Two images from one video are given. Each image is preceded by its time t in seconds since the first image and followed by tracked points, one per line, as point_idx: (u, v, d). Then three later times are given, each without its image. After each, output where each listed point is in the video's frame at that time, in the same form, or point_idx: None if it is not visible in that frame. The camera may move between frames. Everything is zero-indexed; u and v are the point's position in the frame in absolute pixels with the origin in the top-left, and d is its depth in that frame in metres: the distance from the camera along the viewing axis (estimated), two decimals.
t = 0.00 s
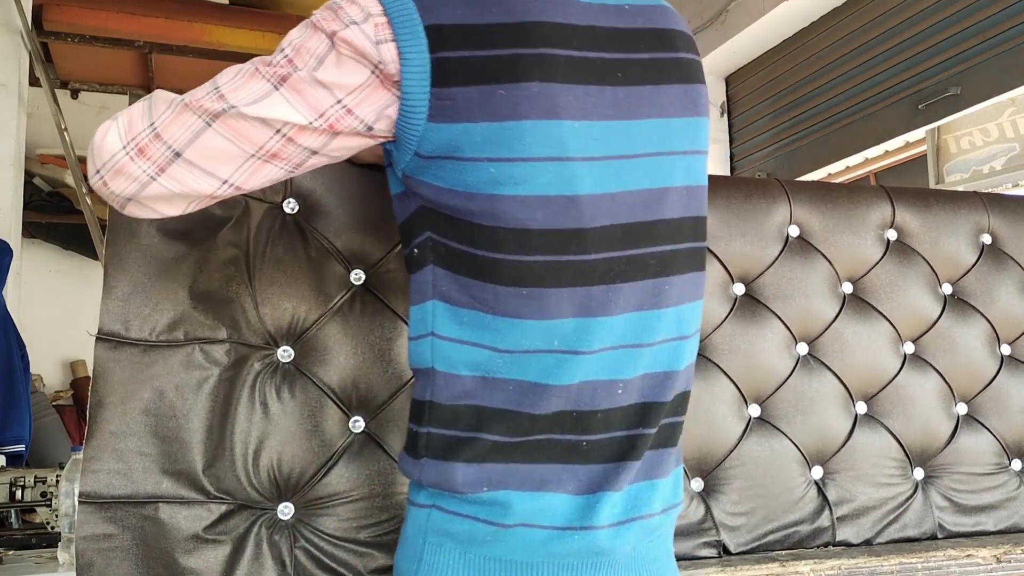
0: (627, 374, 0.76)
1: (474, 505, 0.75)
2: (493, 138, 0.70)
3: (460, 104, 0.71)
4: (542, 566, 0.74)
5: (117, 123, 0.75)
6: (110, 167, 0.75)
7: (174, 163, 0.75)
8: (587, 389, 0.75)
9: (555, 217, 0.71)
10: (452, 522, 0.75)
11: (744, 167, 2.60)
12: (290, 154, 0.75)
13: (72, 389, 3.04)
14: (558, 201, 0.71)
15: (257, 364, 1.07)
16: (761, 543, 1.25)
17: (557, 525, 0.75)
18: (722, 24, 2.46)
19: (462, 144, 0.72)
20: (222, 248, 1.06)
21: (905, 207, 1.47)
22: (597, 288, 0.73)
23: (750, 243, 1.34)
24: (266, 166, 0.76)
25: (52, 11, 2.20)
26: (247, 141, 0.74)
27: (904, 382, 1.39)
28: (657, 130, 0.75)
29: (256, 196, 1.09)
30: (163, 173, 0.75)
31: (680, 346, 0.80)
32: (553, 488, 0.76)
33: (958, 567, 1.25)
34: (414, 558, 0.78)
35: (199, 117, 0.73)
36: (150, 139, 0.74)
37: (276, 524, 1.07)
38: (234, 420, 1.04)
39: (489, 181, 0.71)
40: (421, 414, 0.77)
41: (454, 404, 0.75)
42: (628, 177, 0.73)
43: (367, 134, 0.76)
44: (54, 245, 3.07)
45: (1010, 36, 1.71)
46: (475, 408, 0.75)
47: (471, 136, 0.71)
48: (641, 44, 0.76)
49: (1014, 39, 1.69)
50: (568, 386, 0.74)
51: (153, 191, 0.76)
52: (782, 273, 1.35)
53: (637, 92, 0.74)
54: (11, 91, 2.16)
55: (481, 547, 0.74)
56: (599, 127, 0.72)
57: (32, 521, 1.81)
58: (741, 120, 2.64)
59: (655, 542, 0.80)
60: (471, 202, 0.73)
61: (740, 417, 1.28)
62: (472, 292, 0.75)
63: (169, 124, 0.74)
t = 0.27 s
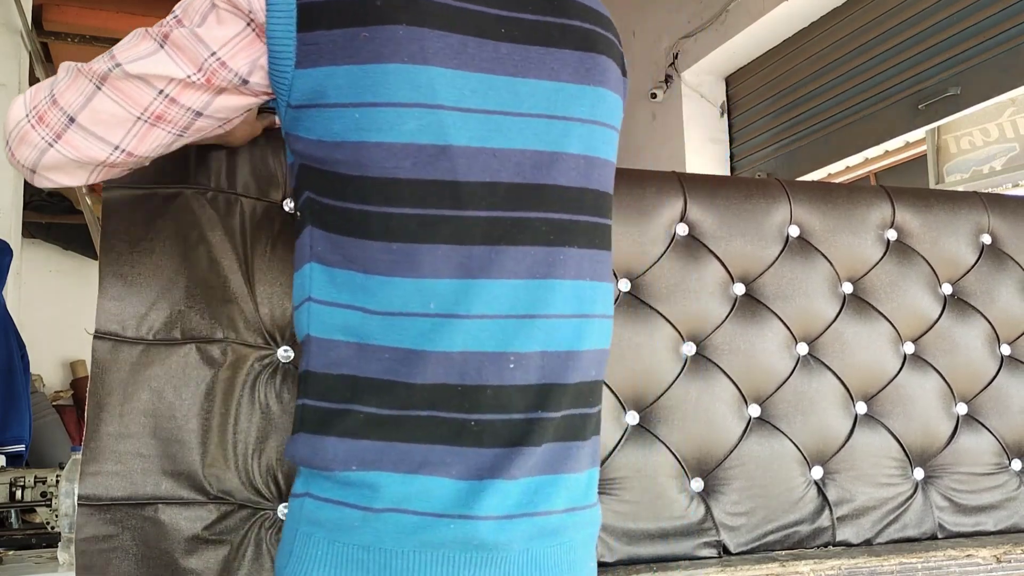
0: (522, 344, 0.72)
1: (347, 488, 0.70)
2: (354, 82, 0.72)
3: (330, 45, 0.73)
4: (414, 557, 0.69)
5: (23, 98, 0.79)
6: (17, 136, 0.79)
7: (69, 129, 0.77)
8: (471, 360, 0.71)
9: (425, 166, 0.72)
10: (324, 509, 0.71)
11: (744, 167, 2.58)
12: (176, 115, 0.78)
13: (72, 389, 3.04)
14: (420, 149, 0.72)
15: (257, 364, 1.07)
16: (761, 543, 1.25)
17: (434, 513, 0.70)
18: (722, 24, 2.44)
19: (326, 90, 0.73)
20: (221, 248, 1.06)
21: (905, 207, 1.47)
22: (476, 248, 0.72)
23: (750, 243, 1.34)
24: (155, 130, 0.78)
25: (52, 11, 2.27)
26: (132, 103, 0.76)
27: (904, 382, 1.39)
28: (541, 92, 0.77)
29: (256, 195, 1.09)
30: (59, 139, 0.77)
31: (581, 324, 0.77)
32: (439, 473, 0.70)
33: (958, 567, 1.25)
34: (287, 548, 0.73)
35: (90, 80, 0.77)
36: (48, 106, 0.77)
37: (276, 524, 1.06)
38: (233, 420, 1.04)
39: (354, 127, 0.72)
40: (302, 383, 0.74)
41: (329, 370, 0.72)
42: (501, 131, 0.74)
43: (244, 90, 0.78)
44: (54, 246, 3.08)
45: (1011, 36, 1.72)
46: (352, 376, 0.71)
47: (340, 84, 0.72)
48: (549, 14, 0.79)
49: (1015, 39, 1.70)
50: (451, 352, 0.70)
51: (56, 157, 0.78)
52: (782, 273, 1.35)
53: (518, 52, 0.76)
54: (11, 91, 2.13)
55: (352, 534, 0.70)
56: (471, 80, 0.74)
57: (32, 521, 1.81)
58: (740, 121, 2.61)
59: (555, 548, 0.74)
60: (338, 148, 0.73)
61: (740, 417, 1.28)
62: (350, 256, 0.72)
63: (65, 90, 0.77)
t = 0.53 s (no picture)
0: (469, 341, 0.67)
1: (300, 485, 0.65)
2: (288, 72, 0.68)
3: (265, 36, 0.69)
4: (374, 556, 0.64)
5: None
6: None
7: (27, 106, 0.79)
8: (416, 356, 0.66)
9: (360, 158, 0.67)
10: (280, 507, 0.65)
11: (744, 167, 2.58)
12: (126, 99, 0.77)
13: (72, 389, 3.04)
14: (357, 140, 0.67)
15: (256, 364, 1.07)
16: (761, 544, 1.25)
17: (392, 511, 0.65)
18: (722, 24, 2.44)
19: (261, 80, 0.69)
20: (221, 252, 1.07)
21: (910, 206, 1.47)
22: (417, 240, 0.67)
23: (754, 242, 1.34)
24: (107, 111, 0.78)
25: (51, 11, 2.28)
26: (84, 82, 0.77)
27: (906, 382, 1.39)
28: (492, 81, 0.72)
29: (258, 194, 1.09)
30: (21, 116, 0.79)
31: (536, 319, 0.71)
32: (396, 471, 0.65)
33: (958, 567, 1.25)
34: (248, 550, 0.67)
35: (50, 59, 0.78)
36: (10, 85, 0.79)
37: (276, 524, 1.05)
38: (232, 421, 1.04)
39: (288, 118, 0.68)
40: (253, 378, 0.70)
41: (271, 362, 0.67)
42: (445, 121, 0.69)
43: (190, 79, 0.76)
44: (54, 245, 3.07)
45: (1011, 36, 1.72)
46: (293, 370, 0.66)
47: (275, 74, 0.68)
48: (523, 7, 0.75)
49: (1015, 39, 1.70)
50: (394, 348, 0.66)
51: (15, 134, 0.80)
52: (785, 273, 1.35)
53: (469, 40, 0.72)
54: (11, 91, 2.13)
55: (309, 531, 0.65)
56: (412, 69, 0.69)
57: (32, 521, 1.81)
58: (740, 121, 2.61)
59: (523, 546, 0.68)
60: (273, 140, 0.69)
61: (741, 418, 1.28)
62: (293, 248, 0.68)
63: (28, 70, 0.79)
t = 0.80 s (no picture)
0: (451, 349, 0.67)
1: (290, 494, 0.65)
2: (258, 85, 0.68)
3: (231, 49, 0.69)
4: (362, 564, 0.64)
5: None
6: None
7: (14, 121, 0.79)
8: (398, 365, 0.65)
9: (334, 168, 0.66)
10: (273, 515, 0.66)
11: (744, 167, 2.58)
12: (105, 112, 0.77)
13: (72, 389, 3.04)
14: (330, 150, 0.66)
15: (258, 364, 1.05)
16: (761, 545, 1.25)
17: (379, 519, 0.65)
18: (723, 24, 2.43)
19: (229, 93, 0.69)
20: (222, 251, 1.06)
21: (918, 203, 1.46)
22: (395, 249, 0.66)
23: (760, 241, 1.34)
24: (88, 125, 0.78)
25: (52, 11, 2.28)
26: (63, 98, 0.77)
27: (910, 381, 1.39)
28: (466, 82, 0.71)
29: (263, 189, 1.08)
30: (8, 132, 0.79)
31: (523, 321, 0.70)
32: (384, 479, 0.66)
33: (958, 567, 1.25)
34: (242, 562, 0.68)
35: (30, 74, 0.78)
36: None
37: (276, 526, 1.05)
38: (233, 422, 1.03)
39: (259, 130, 0.68)
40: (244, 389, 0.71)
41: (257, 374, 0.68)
42: (419, 126, 0.68)
43: (163, 92, 0.76)
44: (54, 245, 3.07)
45: (1011, 36, 1.72)
46: (278, 381, 0.68)
47: (244, 86, 0.68)
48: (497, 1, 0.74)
49: (1014, 39, 1.70)
50: (376, 359, 0.65)
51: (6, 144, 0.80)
52: (790, 272, 1.35)
53: (441, 42, 0.71)
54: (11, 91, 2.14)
55: (300, 539, 0.65)
56: (383, 74, 0.68)
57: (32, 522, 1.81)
58: (740, 121, 2.61)
59: (514, 551, 0.68)
60: (246, 153, 0.69)
61: (744, 418, 1.28)
62: (277, 262, 0.68)
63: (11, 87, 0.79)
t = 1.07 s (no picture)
0: (479, 348, 0.70)
1: (324, 500, 0.69)
2: (280, 91, 0.69)
3: (247, 53, 0.70)
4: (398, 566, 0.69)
5: None
6: None
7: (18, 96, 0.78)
8: (426, 365, 0.68)
9: (360, 173, 0.68)
10: (305, 521, 0.70)
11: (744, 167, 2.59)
12: (107, 97, 0.78)
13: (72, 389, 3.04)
14: (357, 156, 0.68)
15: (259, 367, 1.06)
16: (762, 545, 1.25)
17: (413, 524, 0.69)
18: (723, 24, 2.44)
19: (251, 97, 0.70)
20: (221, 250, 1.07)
21: (928, 198, 1.46)
22: (424, 251, 0.69)
23: (769, 238, 1.34)
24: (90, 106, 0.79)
25: (51, 11, 2.29)
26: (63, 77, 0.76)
27: (917, 381, 1.39)
28: (484, 82, 0.72)
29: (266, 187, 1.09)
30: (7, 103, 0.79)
31: (546, 316, 0.74)
32: (417, 483, 0.70)
33: (958, 567, 1.25)
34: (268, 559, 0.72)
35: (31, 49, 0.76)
36: None
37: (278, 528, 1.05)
38: (234, 424, 1.04)
39: (282, 136, 0.69)
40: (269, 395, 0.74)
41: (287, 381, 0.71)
42: (442, 126, 0.70)
43: (169, 89, 0.77)
44: (54, 245, 3.08)
45: (1010, 36, 1.72)
46: (307, 387, 0.71)
47: (265, 91, 0.70)
48: None
49: (1014, 39, 1.70)
50: (405, 363, 0.68)
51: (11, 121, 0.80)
52: (798, 271, 1.35)
53: (458, 41, 0.72)
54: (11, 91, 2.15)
55: (335, 544, 0.69)
56: (404, 76, 0.70)
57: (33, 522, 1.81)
58: (740, 121, 2.61)
59: (540, 545, 0.73)
60: (270, 159, 0.70)
61: (748, 418, 1.28)
62: (302, 272, 0.71)
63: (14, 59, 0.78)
